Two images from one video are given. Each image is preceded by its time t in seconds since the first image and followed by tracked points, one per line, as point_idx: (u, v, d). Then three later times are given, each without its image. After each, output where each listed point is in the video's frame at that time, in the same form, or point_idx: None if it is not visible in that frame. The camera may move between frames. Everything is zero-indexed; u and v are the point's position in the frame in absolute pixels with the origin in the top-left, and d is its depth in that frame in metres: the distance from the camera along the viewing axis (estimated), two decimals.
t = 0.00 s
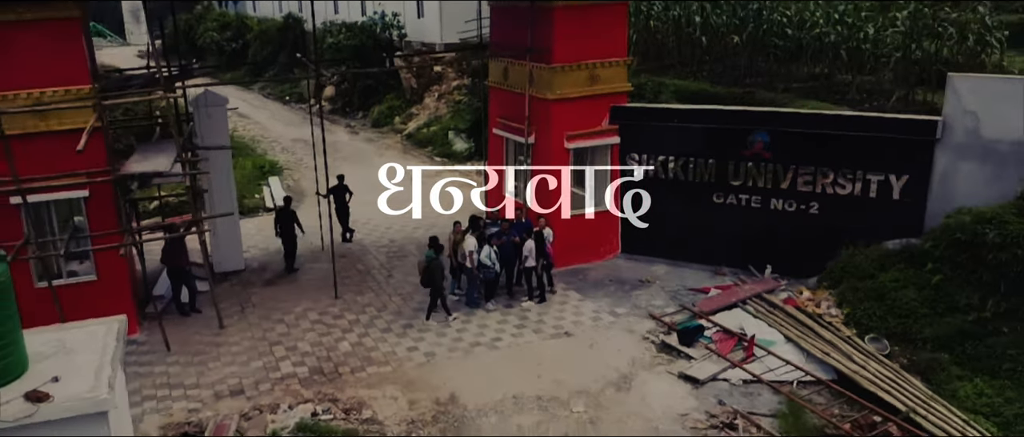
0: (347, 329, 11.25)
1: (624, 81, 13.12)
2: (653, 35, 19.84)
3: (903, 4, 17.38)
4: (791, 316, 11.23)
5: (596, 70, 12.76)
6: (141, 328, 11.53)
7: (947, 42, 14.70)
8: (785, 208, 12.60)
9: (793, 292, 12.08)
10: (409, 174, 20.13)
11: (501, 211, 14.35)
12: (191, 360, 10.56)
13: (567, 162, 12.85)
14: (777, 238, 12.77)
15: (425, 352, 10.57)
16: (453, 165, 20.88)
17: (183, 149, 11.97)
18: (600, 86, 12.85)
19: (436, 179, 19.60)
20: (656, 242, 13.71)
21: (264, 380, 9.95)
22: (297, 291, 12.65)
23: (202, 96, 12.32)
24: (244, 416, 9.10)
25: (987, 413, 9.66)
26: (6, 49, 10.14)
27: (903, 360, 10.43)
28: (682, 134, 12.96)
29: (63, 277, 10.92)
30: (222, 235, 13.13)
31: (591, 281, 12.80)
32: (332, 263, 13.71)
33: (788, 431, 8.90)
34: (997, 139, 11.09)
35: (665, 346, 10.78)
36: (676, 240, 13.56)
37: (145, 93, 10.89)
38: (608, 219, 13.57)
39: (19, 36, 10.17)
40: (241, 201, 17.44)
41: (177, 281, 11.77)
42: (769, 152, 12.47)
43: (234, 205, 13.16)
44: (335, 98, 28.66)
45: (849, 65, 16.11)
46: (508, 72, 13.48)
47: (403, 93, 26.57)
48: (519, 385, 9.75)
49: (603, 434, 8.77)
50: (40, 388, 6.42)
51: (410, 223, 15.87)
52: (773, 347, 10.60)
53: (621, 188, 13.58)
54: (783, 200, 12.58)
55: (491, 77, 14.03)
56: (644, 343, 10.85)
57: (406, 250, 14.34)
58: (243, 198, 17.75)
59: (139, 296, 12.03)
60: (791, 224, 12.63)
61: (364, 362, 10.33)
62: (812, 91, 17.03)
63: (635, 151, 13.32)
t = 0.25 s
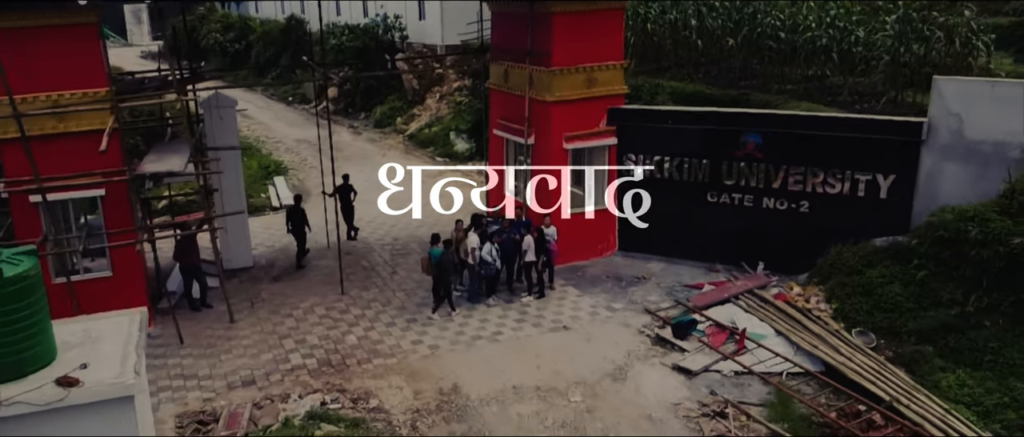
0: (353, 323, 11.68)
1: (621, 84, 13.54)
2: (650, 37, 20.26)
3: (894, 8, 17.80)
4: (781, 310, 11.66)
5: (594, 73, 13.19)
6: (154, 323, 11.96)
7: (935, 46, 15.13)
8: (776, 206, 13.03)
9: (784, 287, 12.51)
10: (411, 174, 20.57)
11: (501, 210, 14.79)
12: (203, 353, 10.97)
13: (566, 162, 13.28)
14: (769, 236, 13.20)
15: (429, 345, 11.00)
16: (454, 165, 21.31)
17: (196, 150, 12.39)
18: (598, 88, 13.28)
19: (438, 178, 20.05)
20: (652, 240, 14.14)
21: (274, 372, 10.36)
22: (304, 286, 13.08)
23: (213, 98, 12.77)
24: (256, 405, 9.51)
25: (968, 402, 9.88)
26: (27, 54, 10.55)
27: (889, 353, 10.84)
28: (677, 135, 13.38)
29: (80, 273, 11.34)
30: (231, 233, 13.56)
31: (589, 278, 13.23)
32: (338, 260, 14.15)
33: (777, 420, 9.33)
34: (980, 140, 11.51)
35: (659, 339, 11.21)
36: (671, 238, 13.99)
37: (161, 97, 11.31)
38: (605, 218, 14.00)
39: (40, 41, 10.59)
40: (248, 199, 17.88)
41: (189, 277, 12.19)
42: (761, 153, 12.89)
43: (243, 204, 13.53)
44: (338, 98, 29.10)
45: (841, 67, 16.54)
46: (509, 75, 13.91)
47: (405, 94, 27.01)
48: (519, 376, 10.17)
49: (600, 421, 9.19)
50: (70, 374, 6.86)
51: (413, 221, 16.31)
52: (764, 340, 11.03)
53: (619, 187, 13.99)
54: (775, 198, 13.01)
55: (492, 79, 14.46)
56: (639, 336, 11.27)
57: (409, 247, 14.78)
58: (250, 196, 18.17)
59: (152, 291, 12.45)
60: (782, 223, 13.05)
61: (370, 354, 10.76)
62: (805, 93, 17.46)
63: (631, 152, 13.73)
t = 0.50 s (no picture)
0: (359, 318, 12.12)
1: (618, 87, 14.00)
2: (648, 40, 20.69)
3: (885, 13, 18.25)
4: (772, 305, 12.09)
5: (592, 76, 13.63)
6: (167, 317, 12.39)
7: (923, 49, 15.56)
8: (768, 205, 13.48)
9: (776, 283, 12.95)
10: (413, 174, 21.00)
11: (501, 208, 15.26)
12: (215, 346, 11.40)
13: (564, 162, 13.73)
14: (761, 234, 13.64)
15: (432, 338, 11.43)
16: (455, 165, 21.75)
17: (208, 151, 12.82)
18: (595, 91, 13.73)
19: (440, 178, 20.50)
20: (649, 237, 14.58)
21: (284, 363, 10.79)
22: (311, 282, 13.52)
23: (223, 100, 13.19)
24: (267, 395, 9.94)
25: (950, 392, 10.32)
26: (46, 58, 10.96)
27: (875, 345, 11.27)
28: (672, 136, 13.80)
29: (96, 269, 11.77)
30: (240, 231, 13.99)
31: (587, 274, 13.67)
32: (344, 257, 14.59)
33: (766, 409, 9.76)
34: (964, 141, 11.95)
35: (654, 333, 11.64)
36: (667, 236, 14.43)
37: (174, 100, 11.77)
38: (603, 216, 14.44)
39: (59, 46, 11.01)
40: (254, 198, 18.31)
41: (200, 273, 12.62)
42: (754, 153, 13.32)
43: (251, 202, 13.94)
44: (340, 99, 29.53)
45: (833, 70, 16.98)
46: (509, 77, 14.33)
47: (407, 95, 27.45)
48: (519, 368, 10.59)
49: (596, 410, 9.62)
50: (97, 361, 7.28)
51: (416, 220, 16.75)
52: (754, 333, 11.46)
53: (616, 187, 14.43)
54: (767, 197, 13.46)
55: (493, 81, 14.89)
56: (635, 330, 11.70)
57: (412, 245, 15.21)
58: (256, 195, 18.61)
59: (164, 287, 12.88)
60: (773, 221, 13.49)
61: (376, 347, 11.19)
62: (798, 95, 17.90)
63: (628, 153, 14.16)
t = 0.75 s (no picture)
0: (365, 312, 12.56)
1: (615, 89, 14.42)
2: (645, 43, 21.13)
3: (876, 16, 18.68)
4: (763, 300, 12.53)
5: (590, 78, 14.05)
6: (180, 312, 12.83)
7: (913, 52, 16.00)
8: (761, 204, 13.93)
9: (768, 279, 13.39)
10: (416, 174, 21.44)
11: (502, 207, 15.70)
12: (227, 339, 11.84)
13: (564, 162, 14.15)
14: (755, 232, 14.09)
15: (436, 332, 11.87)
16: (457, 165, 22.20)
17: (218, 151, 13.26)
18: (594, 93, 14.15)
19: (442, 178, 20.95)
20: (645, 236, 15.01)
21: (294, 356, 11.23)
22: (318, 279, 13.96)
23: (233, 103, 13.61)
24: (278, 385, 10.37)
25: (933, 383, 10.72)
26: (65, 62, 11.38)
27: (863, 338, 11.69)
28: (668, 137, 14.24)
29: (111, 265, 12.22)
30: (249, 229, 14.43)
31: (585, 271, 14.11)
32: (349, 254, 15.04)
33: (756, 399, 10.18)
34: (950, 141, 12.41)
35: (650, 327, 12.08)
36: (663, 234, 14.87)
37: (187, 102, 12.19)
38: (602, 215, 14.87)
39: (77, 51, 11.43)
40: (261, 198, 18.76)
41: (211, 269, 13.05)
42: (747, 154, 13.76)
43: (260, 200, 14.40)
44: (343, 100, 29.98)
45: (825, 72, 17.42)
46: (510, 80, 14.76)
47: (409, 96, 27.90)
48: (520, 360, 11.03)
49: (593, 400, 10.05)
50: (123, 349, 7.65)
51: (419, 219, 17.20)
52: (746, 327, 11.90)
53: (614, 186, 14.87)
54: (759, 196, 13.90)
55: (494, 84, 15.33)
56: (631, 324, 12.14)
57: (416, 243, 15.65)
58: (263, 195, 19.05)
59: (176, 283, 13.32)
60: (766, 219, 13.94)
61: (381, 340, 11.63)
62: (792, 97, 18.34)
63: (625, 153, 14.60)
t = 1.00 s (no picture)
0: (370, 307, 13.01)
1: (613, 91, 14.85)
2: (643, 45, 21.59)
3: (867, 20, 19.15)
4: (755, 295, 12.98)
5: (589, 81, 14.49)
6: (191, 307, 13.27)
7: (902, 55, 16.45)
8: (753, 203, 14.37)
9: (761, 275, 13.83)
10: (417, 173, 21.89)
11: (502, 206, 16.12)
12: (238, 333, 12.28)
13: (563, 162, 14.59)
14: (748, 229, 14.53)
15: (439, 326, 12.32)
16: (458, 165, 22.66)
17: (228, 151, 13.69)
18: (592, 95, 14.59)
19: (443, 177, 21.41)
20: (642, 233, 15.46)
21: (302, 348, 11.68)
22: (324, 275, 14.41)
23: (242, 104, 14.05)
24: (289, 376, 10.82)
25: (917, 374, 11.19)
26: (82, 66, 11.82)
27: (851, 332, 12.12)
28: (664, 138, 14.69)
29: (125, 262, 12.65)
30: (258, 227, 14.86)
31: (584, 268, 14.55)
32: (354, 252, 15.49)
33: (747, 389, 10.62)
34: (936, 142, 12.87)
35: (645, 321, 12.52)
36: (659, 232, 15.32)
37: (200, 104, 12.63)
38: (600, 214, 15.31)
39: (94, 55, 11.87)
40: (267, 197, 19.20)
41: (222, 266, 13.50)
42: (740, 154, 14.21)
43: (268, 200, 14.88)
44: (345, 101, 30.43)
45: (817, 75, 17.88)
46: (510, 82, 15.20)
47: (410, 98, 28.36)
48: (520, 352, 11.47)
49: (591, 390, 10.50)
50: (145, 338, 8.10)
51: (421, 217, 17.65)
52: (738, 321, 12.35)
53: (612, 186, 15.31)
54: (752, 195, 14.35)
55: (495, 86, 15.77)
56: (627, 318, 12.58)
57: (419, 241, 16.10)
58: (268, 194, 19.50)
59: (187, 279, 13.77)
60: (758, 218, 14.39)
61: (387, 334, 12.08)
62: (786, 99, 18.79)
63: (623, 153, 15.07)
